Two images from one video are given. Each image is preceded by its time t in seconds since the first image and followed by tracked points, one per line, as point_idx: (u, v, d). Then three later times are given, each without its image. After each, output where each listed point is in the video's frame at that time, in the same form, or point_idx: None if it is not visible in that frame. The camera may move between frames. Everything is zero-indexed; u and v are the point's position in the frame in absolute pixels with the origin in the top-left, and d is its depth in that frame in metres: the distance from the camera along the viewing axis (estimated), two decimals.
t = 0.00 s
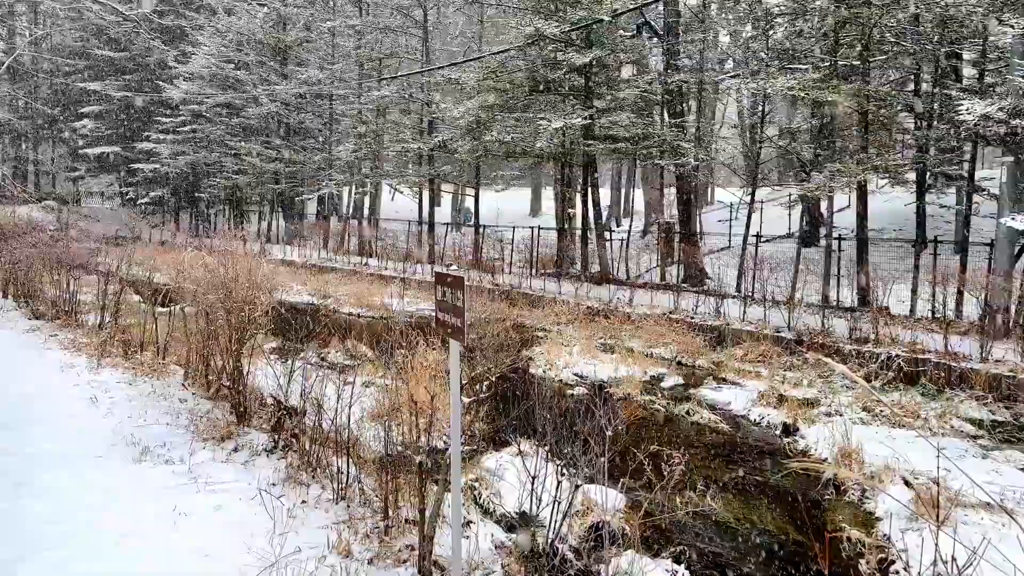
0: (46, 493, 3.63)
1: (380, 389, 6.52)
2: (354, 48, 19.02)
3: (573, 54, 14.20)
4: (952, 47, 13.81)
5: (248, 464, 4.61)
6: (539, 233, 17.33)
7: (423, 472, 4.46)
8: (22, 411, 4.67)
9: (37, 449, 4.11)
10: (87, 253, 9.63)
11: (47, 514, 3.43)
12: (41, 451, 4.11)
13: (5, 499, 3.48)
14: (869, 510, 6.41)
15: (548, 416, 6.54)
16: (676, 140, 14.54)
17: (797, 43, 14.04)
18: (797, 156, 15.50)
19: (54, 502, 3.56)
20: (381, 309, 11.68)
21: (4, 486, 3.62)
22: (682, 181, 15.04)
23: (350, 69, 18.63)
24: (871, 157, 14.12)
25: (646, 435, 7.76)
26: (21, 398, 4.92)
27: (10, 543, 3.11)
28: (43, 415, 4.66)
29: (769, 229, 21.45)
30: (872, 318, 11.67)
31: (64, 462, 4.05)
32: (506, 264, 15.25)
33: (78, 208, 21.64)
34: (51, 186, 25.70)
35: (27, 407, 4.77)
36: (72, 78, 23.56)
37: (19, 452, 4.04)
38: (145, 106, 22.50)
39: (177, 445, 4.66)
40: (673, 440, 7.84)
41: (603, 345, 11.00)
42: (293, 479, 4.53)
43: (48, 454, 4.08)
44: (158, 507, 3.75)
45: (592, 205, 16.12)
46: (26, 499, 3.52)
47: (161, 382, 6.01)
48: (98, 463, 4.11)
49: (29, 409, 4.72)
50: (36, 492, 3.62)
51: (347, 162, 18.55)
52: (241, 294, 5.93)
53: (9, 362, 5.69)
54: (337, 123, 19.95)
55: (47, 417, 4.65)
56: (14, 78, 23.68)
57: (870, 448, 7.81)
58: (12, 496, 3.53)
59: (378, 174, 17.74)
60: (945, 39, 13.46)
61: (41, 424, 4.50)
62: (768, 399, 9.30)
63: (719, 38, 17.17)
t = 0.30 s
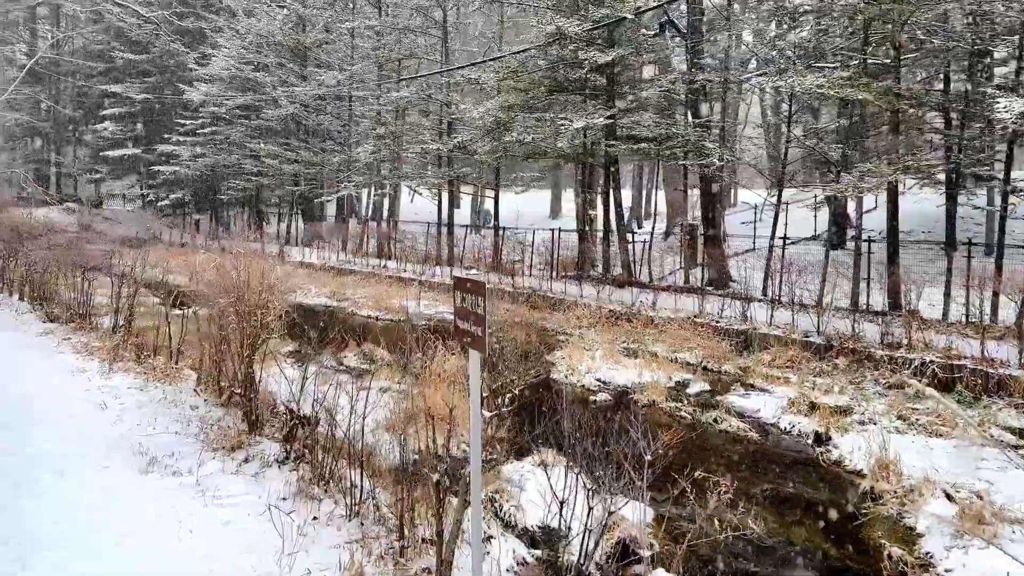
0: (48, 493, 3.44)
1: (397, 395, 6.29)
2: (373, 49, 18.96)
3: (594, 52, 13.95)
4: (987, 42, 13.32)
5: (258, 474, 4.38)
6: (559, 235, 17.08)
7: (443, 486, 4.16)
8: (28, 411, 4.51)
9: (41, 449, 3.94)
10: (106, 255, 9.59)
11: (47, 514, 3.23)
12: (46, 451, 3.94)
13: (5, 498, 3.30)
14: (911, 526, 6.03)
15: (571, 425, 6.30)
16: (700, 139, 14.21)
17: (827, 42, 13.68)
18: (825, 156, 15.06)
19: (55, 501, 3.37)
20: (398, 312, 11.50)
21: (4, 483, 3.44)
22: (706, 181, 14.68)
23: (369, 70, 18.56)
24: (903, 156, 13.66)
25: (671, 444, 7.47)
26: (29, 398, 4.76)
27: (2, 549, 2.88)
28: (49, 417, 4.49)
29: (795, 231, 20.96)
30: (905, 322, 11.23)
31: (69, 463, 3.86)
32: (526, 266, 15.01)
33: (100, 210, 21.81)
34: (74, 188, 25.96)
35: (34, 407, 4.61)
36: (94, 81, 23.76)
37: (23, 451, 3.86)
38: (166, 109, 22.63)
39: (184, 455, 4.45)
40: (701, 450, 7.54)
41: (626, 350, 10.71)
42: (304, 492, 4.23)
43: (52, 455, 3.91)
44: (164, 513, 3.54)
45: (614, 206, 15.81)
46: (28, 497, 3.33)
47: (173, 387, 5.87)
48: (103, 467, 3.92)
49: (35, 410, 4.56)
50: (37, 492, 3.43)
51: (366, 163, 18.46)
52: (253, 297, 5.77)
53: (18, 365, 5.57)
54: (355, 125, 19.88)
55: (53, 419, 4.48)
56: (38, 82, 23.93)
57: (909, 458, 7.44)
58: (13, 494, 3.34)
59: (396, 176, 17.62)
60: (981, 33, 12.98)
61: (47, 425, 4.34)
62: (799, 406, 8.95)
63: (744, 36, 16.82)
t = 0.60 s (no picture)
0: (45, 510, 3.30)
1: (411, 404, 6.08)
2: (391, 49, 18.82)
3: (615, 50, 13.67)
4: None
5: (266, 491, 4.18)
6: (578, 236, 16.80)
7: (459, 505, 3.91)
8: (32, 422, 4.40)
9: (42, 463, 3.82)
10: (122, 256, 9.51)
11: (43, 533, 3.09)
12: (48, 465, 3.81)
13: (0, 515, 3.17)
14: (954, 546, 5.68)
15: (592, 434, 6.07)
16: (723, 138, 13.86)
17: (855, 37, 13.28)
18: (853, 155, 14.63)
19: (52, 518, 3.23)
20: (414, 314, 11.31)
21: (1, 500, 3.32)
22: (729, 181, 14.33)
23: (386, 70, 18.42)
24: (935, 155, 13.20)
25: (696, 454, 7.18)
26: (34, 408, 4.66)
27: None
28: (53, 429, 4.37)
29: (819, 232, 20.48)
30: (938, 327, 10.81)
31: (71, 477, 3.73)
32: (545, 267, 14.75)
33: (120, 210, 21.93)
34: (94, 189, 26.13)
35: (39, 418, 4.50)
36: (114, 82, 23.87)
37: (22, 466, 3.74)
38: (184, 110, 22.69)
39: (190, 468, 4.29)
40: (727, 461, 7.25)
41: (647, 355, 10.42)
42: (313, 511, 4.00)
43: (53, 469, 3.78)
44: (165, 532, 3.37)
45: (634, 206, 15.50)
46: (24, 514, 3.20)
47: (182, 395, 5.73)
48: (105, 482, 3.77)
49: (39, 421, 4.45)
50: (34, 509, 3.30)
51: (383, 164, 18.34)
52: (263, 303, 5.60)
53: (26, 372, 5.47)
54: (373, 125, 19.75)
55: (56, 430, 4.36)
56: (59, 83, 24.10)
57: (947, 471, 7.09)
58: (8, 511, 3.22)
59: (414, 176, 17.46)
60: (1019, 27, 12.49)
61: (50, 437, 4.22)
62: (829, 415, 8.60)
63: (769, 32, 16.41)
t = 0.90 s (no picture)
0: (53, 522, 3.15)
1: (433, 411, 5.86)
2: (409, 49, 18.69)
3: (639, 47, 13.37)
4: None
5: (284, 504, 3.99)
6: (598, 236, 16.53)
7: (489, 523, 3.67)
8: (44, 429, 4.27)
9: (53, 473, 3.68)
10: (139, 256, 9.40)
11: (54, 546, 2.94)
12: (59, 475, 3.67)
13: (9, 528, 3.02)
14: (1006, 564, 5.35)
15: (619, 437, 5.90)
16: (748, 137, 13.52)
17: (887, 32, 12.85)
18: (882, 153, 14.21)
19: (62, 530, 3.08)
20: (434, 317, 11.13)
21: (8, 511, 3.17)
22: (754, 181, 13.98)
23: (404, 70, 18.27)
24: (969, 152, 12.75)
25: (727, 463, 6.89)
26: (47, 415, 4.54)
27: None
28: (66, 437, 4.23)
29: (844, 232, 20.02)
30: (975, 330, 10.39)
31: (83, 488, 3.58)
32: (564, 269, 14.49)
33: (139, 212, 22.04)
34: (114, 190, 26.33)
35: (52, 425, 4.37)
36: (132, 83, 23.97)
37: (31, 475, 3.61)
38: (202, 111, 22.74)
39: (205, 479, 4.12)
40: (758, 469, 6.96)
41: (672, 359, 10.13)
42: (335, 528, 3.78)
43: (64, 479, 3.64)
44: (177, 547, 3.21)
45: (656, 206, 15.19)
46: (33, 526, 3.06)
47: (198, 401, 5.59)
48: (117, 494, 3.62)
49: (53, 428, 4.33)
50: (41, 520, 3.15)
51: (401, 164, 18.20)
52: (281, 306, 5.42)
53: (41, 377, 5.36)
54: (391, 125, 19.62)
55: (69, 439, 4.23)
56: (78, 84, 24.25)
57: (994, 481, 6.73)
58: (15, 520, 3.08)
59: (432, 176, 17.29)
60: None
61: (62, 445, 4.09)
62: (864, 422, 8.26)
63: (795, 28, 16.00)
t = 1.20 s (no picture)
0: (68, 538, 2.98)
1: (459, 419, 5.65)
2: (426, 48, 18.53)
3: (662, 45, 13.06)
4: None
5: (309, 519, 3.80)
6: (618, 237, 16.27)
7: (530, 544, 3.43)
8: (61, 434, 4.13)
9: (71, 483, 3.53)
10: (157, 256, 9.29)
11: (68, 556, 2.79)
12: (76, 484, 3.51)
13: (12, 530, 2.92)
14: None
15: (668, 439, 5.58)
16: (773, 136, 13.18)
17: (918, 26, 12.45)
18: (912, 151, 13.81)
19: (79, 543, 2.95)
20: (453, 318, 10.93)
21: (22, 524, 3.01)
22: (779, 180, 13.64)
23: (421, 69, 18.09)
24: (1004, 150, 12.33)
25: (761, 475, 6.60)
26: (65, 420, 4.40)
27: None
28: (84, 443, 4.08)
29: (869, 232, 19.57)
30: (1014, 333, 9.98)
31: (93, 492, 3.46)
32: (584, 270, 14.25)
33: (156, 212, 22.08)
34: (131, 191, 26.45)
35: (69, 431, 4.23)
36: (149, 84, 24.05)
37: (48, 485, 3.46)
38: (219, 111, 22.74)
39: (227, 491, 3.95)
40: (795, 480, 6.67)
41: (697, 363, 9.86)
42: (364, 546, 3.56)
43: (81, 489, 3.48)
44: (197, 562, 3.04)
45: (677, 207, 14.90)
46: (45, 533, 2.95)
47: (219, 407, 5.43)
48: (135, 505, 3.46)
49: (71, 434, 4.18)
50: (57, 535, 2.98)
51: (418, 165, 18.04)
52: (304, 309, 5.22)
53: (60, 380, 5.25)
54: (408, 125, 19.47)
55: (87, 445, 4.08)
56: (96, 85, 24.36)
57: None
58: (29, 533, 2.92)
59: (448, 177, 17.10)
60: None
61: (79, 452, 3.94)
62: (901, 429, 7.92)
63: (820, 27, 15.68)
